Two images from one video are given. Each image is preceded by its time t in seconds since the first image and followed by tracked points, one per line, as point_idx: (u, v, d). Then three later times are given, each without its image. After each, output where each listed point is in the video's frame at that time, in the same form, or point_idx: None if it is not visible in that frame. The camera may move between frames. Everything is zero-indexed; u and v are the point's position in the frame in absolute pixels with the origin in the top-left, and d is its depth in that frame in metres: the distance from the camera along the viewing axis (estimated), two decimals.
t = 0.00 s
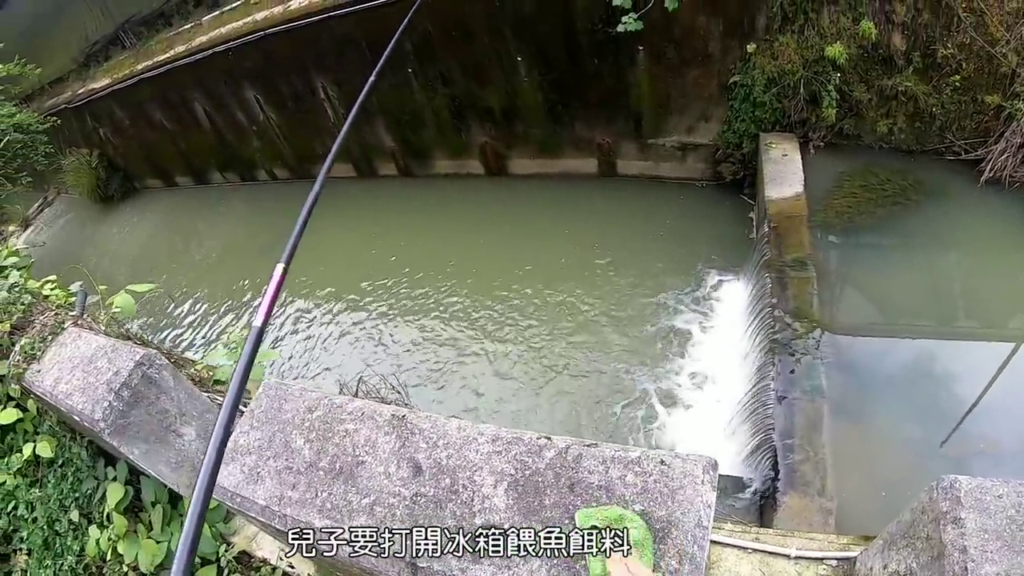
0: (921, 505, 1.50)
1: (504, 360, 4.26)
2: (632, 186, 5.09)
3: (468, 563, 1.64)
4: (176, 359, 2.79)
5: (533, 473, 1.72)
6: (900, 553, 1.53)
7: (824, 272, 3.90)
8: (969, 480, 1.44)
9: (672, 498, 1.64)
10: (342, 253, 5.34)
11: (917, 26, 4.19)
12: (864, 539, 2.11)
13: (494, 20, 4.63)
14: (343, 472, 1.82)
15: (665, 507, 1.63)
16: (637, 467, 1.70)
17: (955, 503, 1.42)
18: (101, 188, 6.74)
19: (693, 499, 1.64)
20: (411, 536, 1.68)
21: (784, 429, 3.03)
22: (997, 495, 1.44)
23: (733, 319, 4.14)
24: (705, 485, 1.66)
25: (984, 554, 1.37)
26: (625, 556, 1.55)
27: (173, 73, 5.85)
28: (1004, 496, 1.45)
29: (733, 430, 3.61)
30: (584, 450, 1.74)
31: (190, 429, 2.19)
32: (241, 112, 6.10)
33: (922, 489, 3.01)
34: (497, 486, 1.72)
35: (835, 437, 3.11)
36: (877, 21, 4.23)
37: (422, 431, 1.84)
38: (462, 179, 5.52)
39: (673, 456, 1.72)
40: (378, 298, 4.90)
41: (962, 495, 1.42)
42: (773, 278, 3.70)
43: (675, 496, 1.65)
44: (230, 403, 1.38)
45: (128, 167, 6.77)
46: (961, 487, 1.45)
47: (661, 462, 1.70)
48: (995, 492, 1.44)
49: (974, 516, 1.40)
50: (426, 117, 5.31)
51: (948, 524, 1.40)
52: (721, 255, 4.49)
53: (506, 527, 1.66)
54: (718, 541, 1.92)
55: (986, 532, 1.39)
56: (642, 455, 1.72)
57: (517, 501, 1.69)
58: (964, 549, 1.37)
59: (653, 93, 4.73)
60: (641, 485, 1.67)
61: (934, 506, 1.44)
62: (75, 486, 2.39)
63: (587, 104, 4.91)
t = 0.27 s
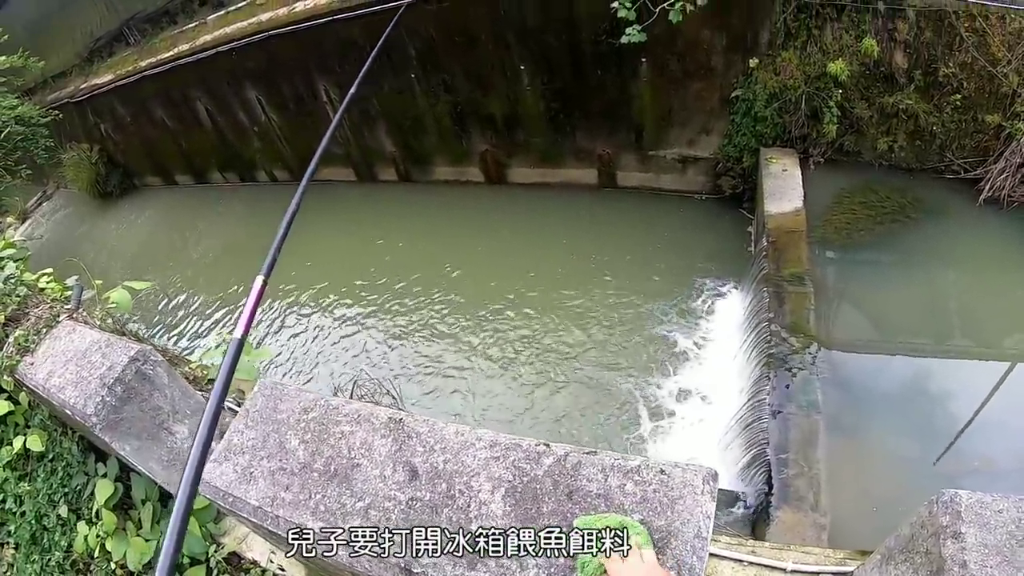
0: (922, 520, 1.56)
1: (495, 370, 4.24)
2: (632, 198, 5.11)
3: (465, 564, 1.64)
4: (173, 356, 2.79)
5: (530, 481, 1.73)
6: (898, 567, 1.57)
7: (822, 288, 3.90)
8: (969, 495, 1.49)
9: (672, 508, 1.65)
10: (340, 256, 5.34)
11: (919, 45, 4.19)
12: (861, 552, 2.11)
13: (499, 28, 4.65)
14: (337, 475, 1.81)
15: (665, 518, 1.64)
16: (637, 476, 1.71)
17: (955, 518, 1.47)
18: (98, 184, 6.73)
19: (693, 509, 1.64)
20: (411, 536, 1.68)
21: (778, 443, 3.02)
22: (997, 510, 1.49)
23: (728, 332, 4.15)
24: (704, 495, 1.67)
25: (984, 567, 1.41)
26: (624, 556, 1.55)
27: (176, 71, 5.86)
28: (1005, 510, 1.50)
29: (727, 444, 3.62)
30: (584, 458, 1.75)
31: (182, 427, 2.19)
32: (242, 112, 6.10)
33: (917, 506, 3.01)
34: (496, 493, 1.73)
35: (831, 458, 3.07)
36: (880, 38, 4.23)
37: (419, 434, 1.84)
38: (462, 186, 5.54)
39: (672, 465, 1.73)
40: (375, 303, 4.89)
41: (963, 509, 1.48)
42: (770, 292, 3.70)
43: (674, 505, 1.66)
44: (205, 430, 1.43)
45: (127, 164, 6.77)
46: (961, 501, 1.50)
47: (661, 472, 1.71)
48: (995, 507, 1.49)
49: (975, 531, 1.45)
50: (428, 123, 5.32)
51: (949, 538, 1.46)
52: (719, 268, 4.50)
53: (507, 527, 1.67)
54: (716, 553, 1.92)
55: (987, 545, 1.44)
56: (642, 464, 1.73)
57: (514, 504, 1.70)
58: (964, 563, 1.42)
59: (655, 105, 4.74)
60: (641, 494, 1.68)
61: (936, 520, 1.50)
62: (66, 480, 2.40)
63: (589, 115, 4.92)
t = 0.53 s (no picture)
0: (886, 537, 1.61)
1: (489, 385, 4.35)
2: (630, 222, 5.23)
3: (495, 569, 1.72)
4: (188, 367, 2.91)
5: (556, 497, 1.80)
6: None
7: (814, 314, 4.01)
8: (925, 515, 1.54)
9: (675, 521, 1.73)
10: (348, 268, 5.43)
11: (914, 80, 4.27)
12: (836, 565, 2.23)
13: (506, 53, 4.78)
14: (383, 491, 1.89)
15: (669, 529, 1.72)
16: (645, 494, 1.79)
17: (912, 534, 1.52)
18: (100, 186, 6.94)
19: (692, 523, 1.72)
20: (411, 536, 1.77)
21: (767, 465, 3.11)
22: (949, 528, 1.53)
23: (722, 356, 4.25)
24: (702, 511, 1.75)
25: None
26: (623, 555, 1.65)
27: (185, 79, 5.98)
28: (954, 528, 1.54)
29: (717, 465, 3.70)
30: (601, 478, 1.82)
31: (214, 440, 2.30)
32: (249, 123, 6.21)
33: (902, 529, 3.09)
34: (525, 507, 1.80)
35: (817, 475, 3.19)
36: (876, 73, 4.32)
37: (456, 456, 1.92)
38: (464, 205, 5.65)
39: (676, 485, 1.80)
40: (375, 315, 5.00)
41: (919, 527, 1.53)
42: (763, 318, 3.82)
43: (676, 519, 1.73)
44: (262, 459, 1.43)
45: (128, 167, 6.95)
46: (917, 521, 1.55)
47: (666, 490, 1.79)
48: (947, 526, 1.53)
49: (928, 546, 1.50)
50: (432, 142, 5.43)
51: (906, 551, 1.52)
52: (714, 291, 4.61)
53: (506, 527, 1.77)
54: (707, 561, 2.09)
55: (938, 559, 1.49)
56: (650, 484, 1.81)
57: (542, 516, 1.77)
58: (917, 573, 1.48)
59: (655, 131, 4.87)
60: (649, 509, 1.76)
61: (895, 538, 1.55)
62: (91, 486, 2.59)
63: (591, 139, 5.04)
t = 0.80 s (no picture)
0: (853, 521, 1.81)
1: (479, 391, 4.44)
2: (621, 232, 5.32)
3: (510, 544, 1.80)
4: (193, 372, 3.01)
5: (560, 483, 1.92)
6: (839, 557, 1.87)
7: (800, 322, 4.11)
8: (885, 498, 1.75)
9: (664, 503, 1.85)
10: (346, 275, 5.51)
11: (899, 95, 4.36)
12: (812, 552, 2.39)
13: (500, 66, 4.88)
14: (403, 479, 1.96)
15: (659, 510, 1.84)
16: (638, 479, 1.91)
17: (875, 515, 1.73)
18: (93, 190, 6.96)
19: (680, 506, 1.85)
20: (411, 536, 1.83)
21: (753, 469, 3.20)
22: (908, 510, 1.73)
23: (709, 363, 4.34)
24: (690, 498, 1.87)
25: (895, 553, 1.66)
26: (624, 556, 1.73)
27: (182, 85, 6.08)
28: (913, 510, 1.73)
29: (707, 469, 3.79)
30: (600, 467, 1.95)
31: (231, 440, 2.46)
32: (243, 130, 6.27)
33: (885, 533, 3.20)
34: (533, 492, 1.91)
35: (801, 477, 3.28)
36: (861, 88, 4.42)
37: (469, 448, 2.02)
38: (456, 214, 5.73)
39: (665, 472, 1.94)
40: (371, 321, 5.08)
41: (879, 509, 1.73)
42: (749, 326, 3.93)
43: (665, 501, 1.86)
44: (274, 456, 1.64)
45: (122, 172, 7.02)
46: (879, 505, 1.75)
47: (655, 476, 1.92)
48: (906, 508, 1.73)
49: (889, 526, 1.70)
50: (426, 152, 5.52)
51: (869, 530, 1.71)
52: (701, 300, 4.71)
53: (506, 528, 1.83)
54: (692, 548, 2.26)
55: (896, 537, 1.68)
56: (643, 471, 1.94)
57: (549, 502, 1.88)
58: (879, 548, 1.67)
59: (646, 144, 4.98)
60: (641, 493, 1.88)
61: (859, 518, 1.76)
62: (105, 486, 2.75)
63: (582, 151, 5.14)
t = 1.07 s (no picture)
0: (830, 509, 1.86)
1: (464, 393, 4.45)
2: (607, 238, 5.37)
3: (502, 533, 1.82)
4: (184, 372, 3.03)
5: (548, 472, 1.95)
6: (818, 545, 1.91)
7: (785, 327, 4.17)
8: (860, 485, 1.80)
9: (650, 490, 1.88)
10: (335, 280, 5.52)
11: (882, 103, 4.43)
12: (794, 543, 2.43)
13: (488, 73, 4.92)
14: (396, 471, 1.98)
15: (644, 497, 1.87)
16: (624, 468, 1.94)
17: (851, 501, 1.77)
18: (82, 194, 7.04)
19: (665, 491, 1.88)
20: (412, 535, 1.85)
21: (739, 471, 3.25)
22: (883, 497, 1.79)
23: (695, 366, 4.38)
24: (672, 484, 1.90)
25: (872, 537, 1.71)
26: (624, 555, 1.75)
27: (171, 90, 6.09)
28: (887, 497, 1.79)
29: (694, 469, 3.82)
30: (587, 458, 1.97)
31: (225, 437, 2.51)
32: (230, 134, 6.27)
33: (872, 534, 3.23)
34: (522, 482, 1.94)
35: (787, 480, 3.29)
36: (844, 95, 4.47)
37: (461, 440, 2.05)
38: (445, 220, 5.77)
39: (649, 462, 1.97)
40: (359, 326, 5.10)
41: (856, 496, 1.79)
42: (734, 329, 3.99)
43: (651, 487, 1.89)
44: (257, 453, 1.66)
45: (110, 176, 7.11)
46: (855, 492, 1.81)
47: (641, 465, 1.95)
48: (881, 495, 1.79)
49: (866, 512, 1.75)
50: (414, 157, 5.55)
51: (846, 516, 1.76)
52: (687, 304, 4.76)
53: (507, 528, 1.83)
54: (678, 541, 2.29)
55: (873, 522, 1.73)
56: (627, 461, 1.96)
57: (538, 491, 1.91)
58: (856, 532, 1.72)
59: (632, 150, 5.03)
60: (626, 480, 1.91)
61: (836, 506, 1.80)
62: (96, 485, 2.82)
63: (569, 157, 5.18)
